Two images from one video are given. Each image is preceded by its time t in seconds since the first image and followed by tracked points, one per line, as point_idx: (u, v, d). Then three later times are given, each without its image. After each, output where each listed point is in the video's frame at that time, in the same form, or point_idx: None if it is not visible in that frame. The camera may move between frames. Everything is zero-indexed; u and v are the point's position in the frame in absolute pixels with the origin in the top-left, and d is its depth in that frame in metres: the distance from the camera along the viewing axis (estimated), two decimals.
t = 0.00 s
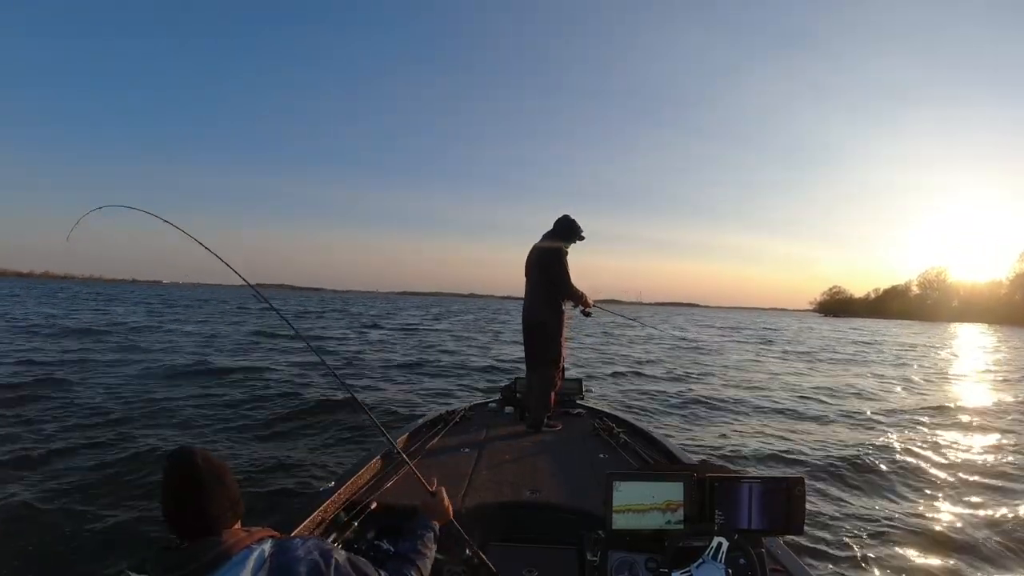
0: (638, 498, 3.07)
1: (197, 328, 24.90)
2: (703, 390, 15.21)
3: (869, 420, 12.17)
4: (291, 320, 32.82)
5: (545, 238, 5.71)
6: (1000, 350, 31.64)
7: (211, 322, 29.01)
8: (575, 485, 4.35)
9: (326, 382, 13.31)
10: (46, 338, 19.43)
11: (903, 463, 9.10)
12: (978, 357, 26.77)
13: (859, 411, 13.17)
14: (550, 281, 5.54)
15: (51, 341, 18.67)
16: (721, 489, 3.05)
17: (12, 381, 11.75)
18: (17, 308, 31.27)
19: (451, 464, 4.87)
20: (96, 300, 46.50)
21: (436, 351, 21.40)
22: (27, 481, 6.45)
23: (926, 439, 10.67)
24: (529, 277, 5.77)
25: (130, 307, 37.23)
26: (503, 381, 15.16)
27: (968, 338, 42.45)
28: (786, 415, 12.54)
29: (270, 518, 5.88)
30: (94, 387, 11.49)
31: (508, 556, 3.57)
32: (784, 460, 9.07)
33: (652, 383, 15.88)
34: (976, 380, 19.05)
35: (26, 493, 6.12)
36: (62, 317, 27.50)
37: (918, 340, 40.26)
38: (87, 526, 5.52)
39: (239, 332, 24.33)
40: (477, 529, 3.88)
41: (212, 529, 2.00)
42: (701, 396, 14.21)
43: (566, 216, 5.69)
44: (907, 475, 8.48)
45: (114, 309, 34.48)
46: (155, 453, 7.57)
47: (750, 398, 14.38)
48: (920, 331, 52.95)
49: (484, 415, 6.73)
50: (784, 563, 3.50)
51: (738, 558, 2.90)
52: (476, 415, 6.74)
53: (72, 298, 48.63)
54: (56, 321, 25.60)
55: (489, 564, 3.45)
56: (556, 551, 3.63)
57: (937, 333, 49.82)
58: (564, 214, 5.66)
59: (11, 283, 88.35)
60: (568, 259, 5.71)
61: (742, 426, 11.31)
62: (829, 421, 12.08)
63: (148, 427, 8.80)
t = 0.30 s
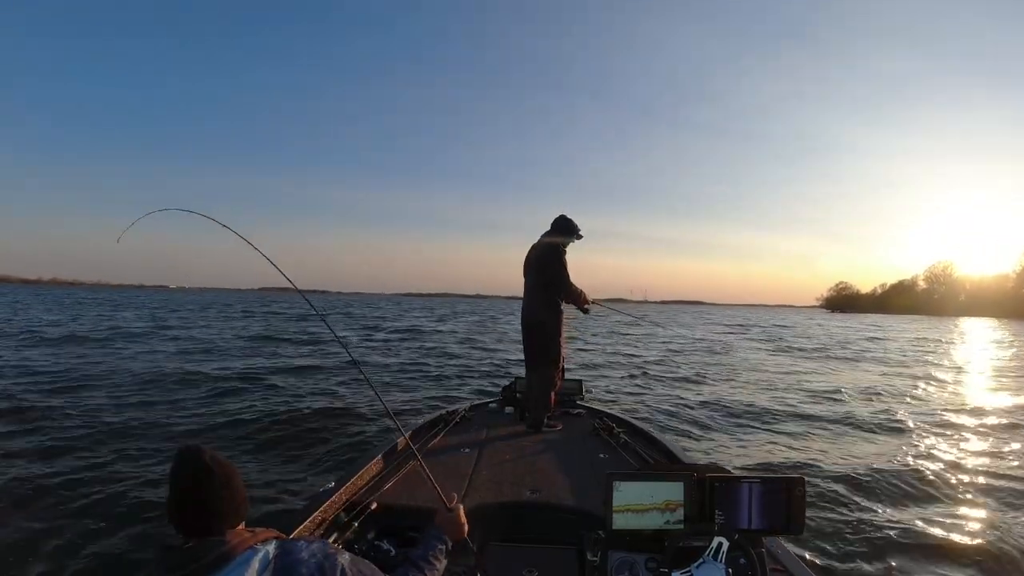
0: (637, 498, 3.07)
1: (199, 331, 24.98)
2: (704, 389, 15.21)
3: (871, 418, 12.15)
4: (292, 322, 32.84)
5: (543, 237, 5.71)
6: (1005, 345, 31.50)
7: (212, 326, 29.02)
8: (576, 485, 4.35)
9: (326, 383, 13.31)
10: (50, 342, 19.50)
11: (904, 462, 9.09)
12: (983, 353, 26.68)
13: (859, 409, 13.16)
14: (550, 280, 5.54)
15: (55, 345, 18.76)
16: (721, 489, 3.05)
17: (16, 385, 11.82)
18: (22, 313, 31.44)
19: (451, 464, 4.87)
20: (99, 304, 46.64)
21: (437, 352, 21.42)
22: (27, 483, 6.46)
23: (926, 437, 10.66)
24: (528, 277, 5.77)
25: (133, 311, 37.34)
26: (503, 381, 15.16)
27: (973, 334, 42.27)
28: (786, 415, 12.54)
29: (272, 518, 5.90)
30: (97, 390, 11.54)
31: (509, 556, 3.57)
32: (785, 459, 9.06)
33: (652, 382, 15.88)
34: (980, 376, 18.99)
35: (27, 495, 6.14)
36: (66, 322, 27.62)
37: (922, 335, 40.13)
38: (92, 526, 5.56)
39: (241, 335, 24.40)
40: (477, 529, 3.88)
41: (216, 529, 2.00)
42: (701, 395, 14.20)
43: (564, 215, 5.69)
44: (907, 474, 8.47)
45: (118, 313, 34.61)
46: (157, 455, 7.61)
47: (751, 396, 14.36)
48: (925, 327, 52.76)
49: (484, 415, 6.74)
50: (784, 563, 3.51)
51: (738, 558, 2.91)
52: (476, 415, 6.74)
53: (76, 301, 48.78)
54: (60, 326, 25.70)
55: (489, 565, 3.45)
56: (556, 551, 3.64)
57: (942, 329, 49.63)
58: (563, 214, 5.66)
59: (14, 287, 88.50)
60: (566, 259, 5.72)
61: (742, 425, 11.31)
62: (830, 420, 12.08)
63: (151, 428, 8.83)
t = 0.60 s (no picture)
0: (637, 498, 3.07)
1: (202, 332, 25.04)
2: (703, 391, 15.21)
3: (872, 421, 12.16)
4: (292, 322, 32.89)
5: (545, 238, 5.71)
6: (1010, 351, 31.41)
7: (211, 325, 28.99)
8: (576, 485, 4.35)
9: (326, 385, 13.31)
10: (54, 341, 19.58)
11: (905, 464, 9.11)
12: (987, 358, 26.59)
13: (859, 413, 13.17)
14: (550, 281, 5.54)
15: (58, 344, 18.83)
16: (721, 489, 3.05)
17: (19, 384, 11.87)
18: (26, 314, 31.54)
19: (451, 464, 4.86)
20: (103, 305, 46.76)
21: (437, 354, 21.42)
22: (27, 481, 6.47)
23: (926, 441, 10.67)
24: (529, 277, 5.76)
25: (137, 312, 37.42)
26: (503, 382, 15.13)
27: (978, 339, 42.15)
28: (786, 416, 12.54)
29: (273, 518, 5.91)
30: (100, 390, 11.59)
31: (508, 556, 3.57)
32: (785, 460, 9.06)
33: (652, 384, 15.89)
34: (984, 381, 18.93)
35: (26, 494, 6.14)
36: (70, 322, 27.71)
37: (927, 340, 40.00)
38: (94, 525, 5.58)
39: (244, 335, 24.45)
40: (477, 529, 3.88)
41: (214, 530, 1.99)
42: (701, 397, 14.21)
43: (565, 217, 5.68)
44: (908, 476, 8.48)
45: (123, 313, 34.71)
46: (156, 455, 7.60)
47: (751, 399, 14.37)
48: (930, 332, 52.61)
49: (484, 415, 6.72)
50: (784, 563, 3.50)
51: (738, 558, 2.93)
52: (476, 415, 6.73)
53: (79, 301, 48.94)
54: (64, 325, 25.79)
55: (489, 565, 3.45)
56: (556, 551, 3.64)
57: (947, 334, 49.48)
58: (563, 216, 5.66)
59: (16, 286, 88.63)
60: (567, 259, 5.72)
61: (742, 425, 11.32)
62: (830, 422, 12.09)
63: (152, 428, 8.85)
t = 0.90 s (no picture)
0: (636, 498, 3.06)
1: (203, 327, 25.06)
2: (702, 396, 15.22)
3: (871, 430, 12.17)
4: (292, 319, 32.84)
5: (548, 239, 5.71)
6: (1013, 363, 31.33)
7: (211, 321, 28.96)
8: (575, 485, 4.35)
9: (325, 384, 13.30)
10: (56, 333, 19.63)
11: (904, 471, 9.11)
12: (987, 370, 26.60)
13: (858, 421, 13.18)
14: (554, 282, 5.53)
15: (59, 336, 18.85)
16: (721, 489, 3.05)
17: (21, 376, 11.90)
18: (29, 305, 31.61)
19: (451, 464, 4.85)
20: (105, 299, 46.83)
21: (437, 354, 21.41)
22: (25, 475, 6.46)
23: (925, 449, 10.68)
24: (532, 279, 5.76)
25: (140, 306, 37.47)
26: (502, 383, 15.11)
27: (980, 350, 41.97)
28: (785, 421, 12.54)
29: (272, 517, 5.92)
30: (102, 383, 11.61)
31: (508, 556, 3.57)
32: (783, 464, 9.07)
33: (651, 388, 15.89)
34: (987, 393, 18.89)
35: (25, 489, 6.13)
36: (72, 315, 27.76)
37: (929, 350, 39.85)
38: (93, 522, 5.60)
39: (246, 332, 24.48)
40: (476, 529, 3.88)
41: (209, 529, 1.98)
42: (700, 401, 14.20)
43: (568, 218, 5.68)
44: (908, 483, 8.48)
45: (125, 307, 34.77)
46: (156, 451, 7.59)
47: (750, 405, 14.38)
48: (932, 341, 52.49)
49: (484, 415, 6.72)
50: (784, 563, 3.51)
51: (738, 558, 2.94)
52: (476, 415, 6.73)
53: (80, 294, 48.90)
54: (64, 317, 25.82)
55: (489, 565, 3.45)
56: (556, 551, 3.64)
57: (949, 343, 49.33)
58: (568, 217, 5.67)
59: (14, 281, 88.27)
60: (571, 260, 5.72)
61: (741, 429, 11.32)
62: (829, 429, 12.10)
63: (152, 423, 8.87)
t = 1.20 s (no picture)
0: (636, 498, 3.06)
1: (204, 326, 25.06)
2: (701, 398, 15.21)
3: (870, 432, 12.17)
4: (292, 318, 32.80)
5: (547, 240, 5.71)
6: (1016, 367, 31.22)
7: (211, 319, 28.93)
8: (575, 485, 4.35)
9: (324, 384, 13.29)
10: (57, 330, 19.64)
11: (903, 471, 9.12)
12: (988, 373, 26.61)
13: (857, 423, 13.19)
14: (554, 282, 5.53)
15: (58, 333, 18.80)
16: (721, 489, 3.05)
17: (22, 373, 11.91)
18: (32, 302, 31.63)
19: (451, 464, 4.86)
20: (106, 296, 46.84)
21: (436, 354, 21.41)
22: (24, 475, 6.47)
23: (925, 451, 10.67)
24: (531, 278, 5.76)
25: (141, 304, 37.46)
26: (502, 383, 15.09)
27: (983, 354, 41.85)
28: (784, 424, 12.54)
29: (270, 518, 5.92)
30: (102, 381, 11.62)
31: (507, 555, 3.58)
32: (783, 465, 9.06)
33: (651, 389, 15.89)
34: (989, 396, 18.83)
35: (24, 489, 6.14)
36: (74, 313, 27.78)
37: (931, 353, 39.75)
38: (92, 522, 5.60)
39: (246, 330, 24.48)
40: (476, 528, 3.88)
41: (197, 527, 1.98)
42: (699, 404, 14.20)
43: (567, 218, 5.68)
44: (907, 483, 8.48)
45: (126, 305, 34.76)
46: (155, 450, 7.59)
47: (749, 407, 14.37)
48: (934, 343, 52.35)
49: (484, 415, 6.72)
50: (783, 563, 3.51)
51: (738, 558, 2.94)
52: (475, 415, 6.73)
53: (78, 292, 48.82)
54: (64, 314, 25.76)
55: (489, 565, 3.46)
56: (556, 551, 3.64)
57: (952, 346, 49.21)
58: (568, 217, 5.67)
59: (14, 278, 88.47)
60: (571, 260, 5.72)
61: (740, 431, 11.33)
62: (828, 430, 12.09)
63: (152, 422, 8.87)
